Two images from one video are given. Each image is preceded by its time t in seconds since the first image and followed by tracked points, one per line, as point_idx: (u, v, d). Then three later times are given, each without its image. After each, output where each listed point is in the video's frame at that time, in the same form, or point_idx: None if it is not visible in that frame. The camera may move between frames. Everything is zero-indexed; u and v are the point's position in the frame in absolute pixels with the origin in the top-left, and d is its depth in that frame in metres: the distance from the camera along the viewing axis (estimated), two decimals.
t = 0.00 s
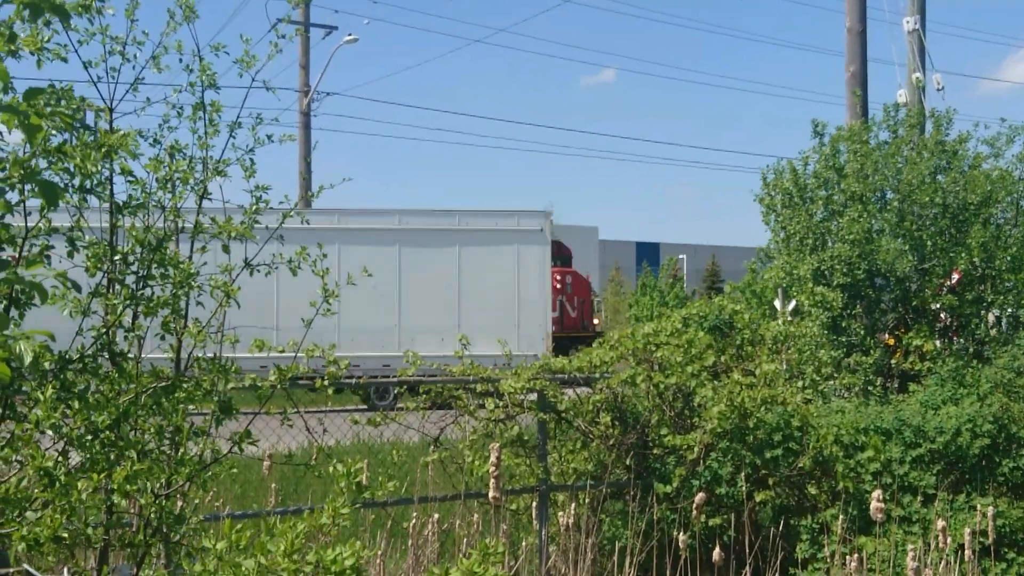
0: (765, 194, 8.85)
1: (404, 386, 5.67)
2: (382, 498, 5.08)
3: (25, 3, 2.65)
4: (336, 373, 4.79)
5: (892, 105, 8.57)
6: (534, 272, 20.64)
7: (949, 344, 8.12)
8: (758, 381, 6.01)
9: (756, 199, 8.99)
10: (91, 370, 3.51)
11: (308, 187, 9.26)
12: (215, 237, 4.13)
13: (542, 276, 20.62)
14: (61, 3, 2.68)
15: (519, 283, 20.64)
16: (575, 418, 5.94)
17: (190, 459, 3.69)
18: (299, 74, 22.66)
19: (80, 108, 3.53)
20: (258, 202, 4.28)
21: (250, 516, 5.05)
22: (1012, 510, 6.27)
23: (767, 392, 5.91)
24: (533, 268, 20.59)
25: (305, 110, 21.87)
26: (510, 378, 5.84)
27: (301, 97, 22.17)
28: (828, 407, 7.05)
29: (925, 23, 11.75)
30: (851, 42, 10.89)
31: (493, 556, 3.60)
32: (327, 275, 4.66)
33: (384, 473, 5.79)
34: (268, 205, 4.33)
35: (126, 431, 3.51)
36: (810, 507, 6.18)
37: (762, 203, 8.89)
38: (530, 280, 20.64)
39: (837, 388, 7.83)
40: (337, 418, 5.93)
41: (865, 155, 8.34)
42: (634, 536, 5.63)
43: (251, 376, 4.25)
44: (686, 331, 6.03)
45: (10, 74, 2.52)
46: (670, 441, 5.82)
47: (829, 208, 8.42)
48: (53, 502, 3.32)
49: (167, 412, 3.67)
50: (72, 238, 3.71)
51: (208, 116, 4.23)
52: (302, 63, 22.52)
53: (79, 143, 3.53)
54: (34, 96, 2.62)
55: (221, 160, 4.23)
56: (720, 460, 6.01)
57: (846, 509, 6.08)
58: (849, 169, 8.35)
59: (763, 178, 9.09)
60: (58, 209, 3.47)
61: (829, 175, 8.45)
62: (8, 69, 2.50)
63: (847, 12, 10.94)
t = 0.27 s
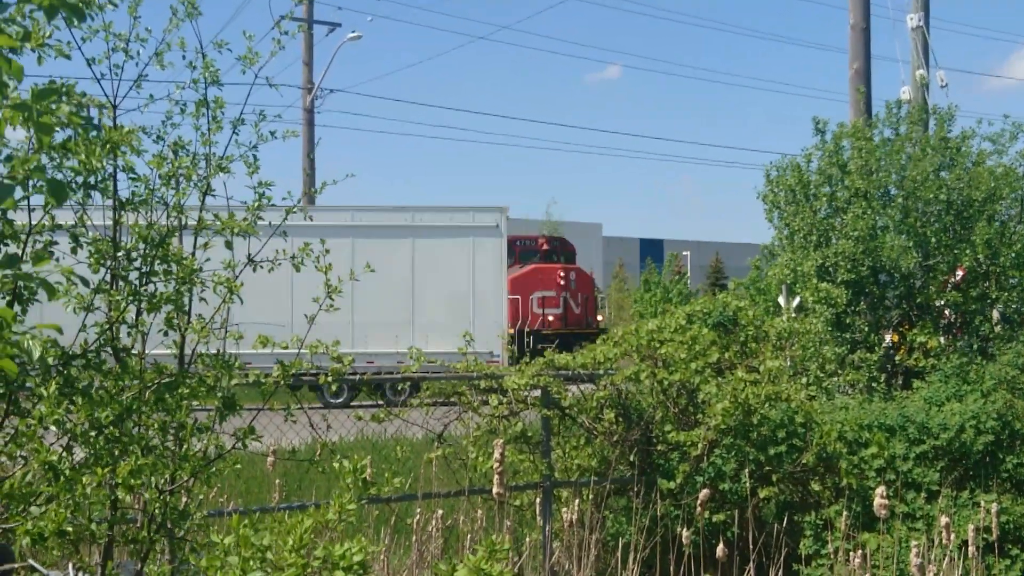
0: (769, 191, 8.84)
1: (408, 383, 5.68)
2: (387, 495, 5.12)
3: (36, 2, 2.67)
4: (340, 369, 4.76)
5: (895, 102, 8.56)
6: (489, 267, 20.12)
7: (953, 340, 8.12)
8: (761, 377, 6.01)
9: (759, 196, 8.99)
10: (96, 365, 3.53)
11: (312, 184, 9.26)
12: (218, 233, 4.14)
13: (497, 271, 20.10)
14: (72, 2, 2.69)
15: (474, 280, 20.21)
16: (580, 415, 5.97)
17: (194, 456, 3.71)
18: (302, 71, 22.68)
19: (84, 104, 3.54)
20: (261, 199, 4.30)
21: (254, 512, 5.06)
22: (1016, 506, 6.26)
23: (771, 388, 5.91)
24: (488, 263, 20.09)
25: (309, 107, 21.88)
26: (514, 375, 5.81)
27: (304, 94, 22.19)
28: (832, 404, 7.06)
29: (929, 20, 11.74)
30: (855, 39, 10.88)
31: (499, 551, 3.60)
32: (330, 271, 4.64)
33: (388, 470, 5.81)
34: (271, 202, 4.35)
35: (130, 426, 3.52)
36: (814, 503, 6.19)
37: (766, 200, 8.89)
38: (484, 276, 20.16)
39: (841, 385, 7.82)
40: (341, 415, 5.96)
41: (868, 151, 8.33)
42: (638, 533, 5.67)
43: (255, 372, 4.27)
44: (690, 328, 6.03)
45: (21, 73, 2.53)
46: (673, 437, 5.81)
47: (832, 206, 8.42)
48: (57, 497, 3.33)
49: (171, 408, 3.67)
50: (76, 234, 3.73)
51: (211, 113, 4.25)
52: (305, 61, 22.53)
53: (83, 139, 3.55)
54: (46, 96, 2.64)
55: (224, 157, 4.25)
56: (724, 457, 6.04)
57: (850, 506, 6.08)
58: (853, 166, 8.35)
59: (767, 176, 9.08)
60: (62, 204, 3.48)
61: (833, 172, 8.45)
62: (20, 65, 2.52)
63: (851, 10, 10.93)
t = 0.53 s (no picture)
0: (773, 189, 8.82)
1: (408, 381, 5.66)
2: (388, 493, 5.13)
3: None
4: (341, 368, 4.75)
5: (897, 101, 8.55)
6: (442, 262, 20.32)
7: (955, 340, 8.11)
8: (762, 377, 6.00)
9: (763, 194, 8.96)
10: (97, 362, 3.52)
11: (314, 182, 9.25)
12: (219, 231, 4.13)
13: (451, 267, 20.34)
14: None
15: (428, 276, 20.37)
16: (580, 414, 5.95)
17: (195, 454, 3.70)
18: (304, 69, 22.67)
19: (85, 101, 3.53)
20: (262, 196, 4.30)
21: (255, 510, 5.04)
22: (1018, 506, 6.25)
23: (772, 387, 5.91)
24: (442, 258, 20.30)
25: (310, 106, 21.86)
26: (515, 373, 5.79)
27: (306, 92, 22.17)
28: (834, 403, 7.05)
29: (931, 18, 11.72)
30: (858, 38, 10.86)
31: (501, 549, 3.63)
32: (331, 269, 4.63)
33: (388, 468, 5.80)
34: (271, 199, 4.35)
35: (132, 424, 3.51)
36: (815, 503, 6.17)
37: (769, 198, 8.88)
38: (438, 272, 20.34)
39: (843, 384, 7.80)
40: (342, 413, 5.94)
41: (871, 150, 8.32)
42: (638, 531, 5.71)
43: (256, 370, 4.26)
44: (691, 327, 6.02)
45: (22, 70, 2.53)
46: (675, 436, 5.79)
47: (835, 205, 8.41)
48: (58, 494, 3.32)
49: (172, 404, 3.63)
50: (76, 231, 3.72)
51: (212, 110, 4.24)
52: (306, 59, 22.52)
53: (84, 136, 3.54)
54: (46, 92, 2.64)
55: (225, 155, 4.24)
56: (725, 456, 6.03)
57: (851, 505, 6.07)
58: (855, 165, 8.33)
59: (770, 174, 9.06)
60: (63, 201, 3.48)
61: (836, 171, 8.43)
62: (21, 62, 2.51)
63: (854, 8, 10.91)
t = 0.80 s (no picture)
0: (774, 187, 8.82)
1: (408, 380, 5.65)
2: (389, 490, 5.12)
3: None
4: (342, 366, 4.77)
5: (897, 100, 8.55)
6: (396, 256, 20.07)
7: (955, 339, 8.11)
8: (762, 375, 6.01)
9: (764, 192, 8.96)
10: (99, 360, 3.53)
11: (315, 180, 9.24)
12: (221, 229, 4.14)
13: (406, 262, 20.13)
14: None
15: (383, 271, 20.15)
16: (580, 412, 5.97)
17: (195, 451, 3.71)
18: (304, 66, 22.66)
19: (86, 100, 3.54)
20: (263, 194, 4.31)
21: (256, 508, 5.04)
22: (1016, 505, 6.25)
23: (772, 386, 5.92)
24: (393, 253, 20.06)
25: (311, 103, 21.85)
26: (515, 372, 5.81)
27: (307, 90, 22.16)
28: (833, 402, 7.06)
29: (932, 18, 11.72)
30: (859, 37, 10.86)
31: (500, 548, 3.61)
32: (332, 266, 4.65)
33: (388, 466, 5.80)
34: (272, 196, 4.36)
35: (134, 422, 3.51)
36: (814, 502, 6.18)
37: (770, 197, 8.88)
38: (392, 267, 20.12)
39: (842, 383, 7.80)
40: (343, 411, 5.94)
41: (872, 149, 8.32)
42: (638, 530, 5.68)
43: (256, 367, 4.27)
44: (691, 326, 6.04)
45: (24, 67, 2.53)
46: (675, 435, 5.81)
47: (835, 204, 8.40)
48: (59, 492, 3.33)
49: (172, 402, 3.63)
50: (78, 229, 3.72)
51: (213, 108, 4.25)
52: (307, 57, 22.51)
53: (87, 134, 3.55)
54: (47, 89, 2.64)
55: (226, 153, 4.25)
56: (724, 455, 6.04)
57: (851, 504, 6.08)
58: (856, 164, 8.34)
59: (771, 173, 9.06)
60: (66, 199, 3.48)
61: (838, 170, 8.42)
62: (22, 60, 2.52)
63: (854, 7, 10.91)
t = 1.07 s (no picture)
0: (777, 185, 8.80)
1: (408, 378, 5.64)
2: (388, 489, 5.12)
3: None
4: (342, 365, 4.76)
5: (901, 100, 8.54)
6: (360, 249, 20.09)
7: (956, 339, 8.10)
8: (763, 375, 6.00)
9: (766, 191, 8.95)
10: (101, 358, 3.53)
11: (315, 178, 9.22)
12: (223, 228, 4.15)
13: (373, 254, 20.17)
14: None
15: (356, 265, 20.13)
16: (580, 411, 5.97)
17: (195, 449, 3.69)
18: (306, 64, 22.65)
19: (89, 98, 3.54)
20: (264, 192, 4.31)
21: (256, 506, 5.04)
22: (1017, 506, 6.24)
23: (773, 386, 5.92)
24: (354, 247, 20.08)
25: (313, 101, 21.83)
26: (515, 370, 5.80)
27: (309, 88, 22.14)
28: (833, 402, 7.06)
29: (934, 18, 11.71)
30: (861, 37, 10.85)
31: (498, 547, 3.58)
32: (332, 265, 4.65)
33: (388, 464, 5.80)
34: (273, 194, 4.36)
35: (136, 420, 3.51)
36: (814, 501, 6.17)
37: (772, 196, 8.87)
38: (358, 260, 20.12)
39: (843, 382, 7.80)
40: (343, 409, 5.94)
41: (875, 149, 8.31)
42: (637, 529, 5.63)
43: (257, 366, 4.26)
44: (692, 325, 6.04)
45: (23, 64, 2.52)
46: (675, 434, 5.81)
47: (838, 204, 8.37)
48: (62, 490, 3.33)
49: (173, 401, 3.63)
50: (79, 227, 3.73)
51: (214, 106, 4.26)
52: (309, 55, 22.48)
53: (89, 133, 3.55)
54: (47, 86, 2.62)
55: (227, 150, 4.25)
56: (725, 454, 6.04)
57: (851, 504, 6.07)
58: (859, 163, 8.32)
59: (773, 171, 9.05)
60: (69, 197, 3.48)
61: (841, 169, 8.40)
62: (22, 56, 2.51)
63: (856, 7, 10.89)
